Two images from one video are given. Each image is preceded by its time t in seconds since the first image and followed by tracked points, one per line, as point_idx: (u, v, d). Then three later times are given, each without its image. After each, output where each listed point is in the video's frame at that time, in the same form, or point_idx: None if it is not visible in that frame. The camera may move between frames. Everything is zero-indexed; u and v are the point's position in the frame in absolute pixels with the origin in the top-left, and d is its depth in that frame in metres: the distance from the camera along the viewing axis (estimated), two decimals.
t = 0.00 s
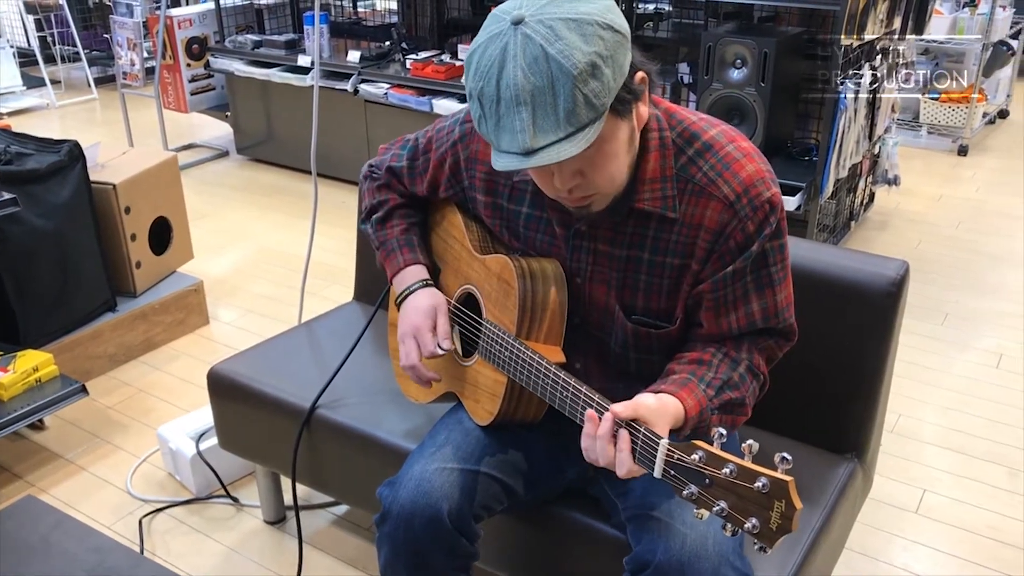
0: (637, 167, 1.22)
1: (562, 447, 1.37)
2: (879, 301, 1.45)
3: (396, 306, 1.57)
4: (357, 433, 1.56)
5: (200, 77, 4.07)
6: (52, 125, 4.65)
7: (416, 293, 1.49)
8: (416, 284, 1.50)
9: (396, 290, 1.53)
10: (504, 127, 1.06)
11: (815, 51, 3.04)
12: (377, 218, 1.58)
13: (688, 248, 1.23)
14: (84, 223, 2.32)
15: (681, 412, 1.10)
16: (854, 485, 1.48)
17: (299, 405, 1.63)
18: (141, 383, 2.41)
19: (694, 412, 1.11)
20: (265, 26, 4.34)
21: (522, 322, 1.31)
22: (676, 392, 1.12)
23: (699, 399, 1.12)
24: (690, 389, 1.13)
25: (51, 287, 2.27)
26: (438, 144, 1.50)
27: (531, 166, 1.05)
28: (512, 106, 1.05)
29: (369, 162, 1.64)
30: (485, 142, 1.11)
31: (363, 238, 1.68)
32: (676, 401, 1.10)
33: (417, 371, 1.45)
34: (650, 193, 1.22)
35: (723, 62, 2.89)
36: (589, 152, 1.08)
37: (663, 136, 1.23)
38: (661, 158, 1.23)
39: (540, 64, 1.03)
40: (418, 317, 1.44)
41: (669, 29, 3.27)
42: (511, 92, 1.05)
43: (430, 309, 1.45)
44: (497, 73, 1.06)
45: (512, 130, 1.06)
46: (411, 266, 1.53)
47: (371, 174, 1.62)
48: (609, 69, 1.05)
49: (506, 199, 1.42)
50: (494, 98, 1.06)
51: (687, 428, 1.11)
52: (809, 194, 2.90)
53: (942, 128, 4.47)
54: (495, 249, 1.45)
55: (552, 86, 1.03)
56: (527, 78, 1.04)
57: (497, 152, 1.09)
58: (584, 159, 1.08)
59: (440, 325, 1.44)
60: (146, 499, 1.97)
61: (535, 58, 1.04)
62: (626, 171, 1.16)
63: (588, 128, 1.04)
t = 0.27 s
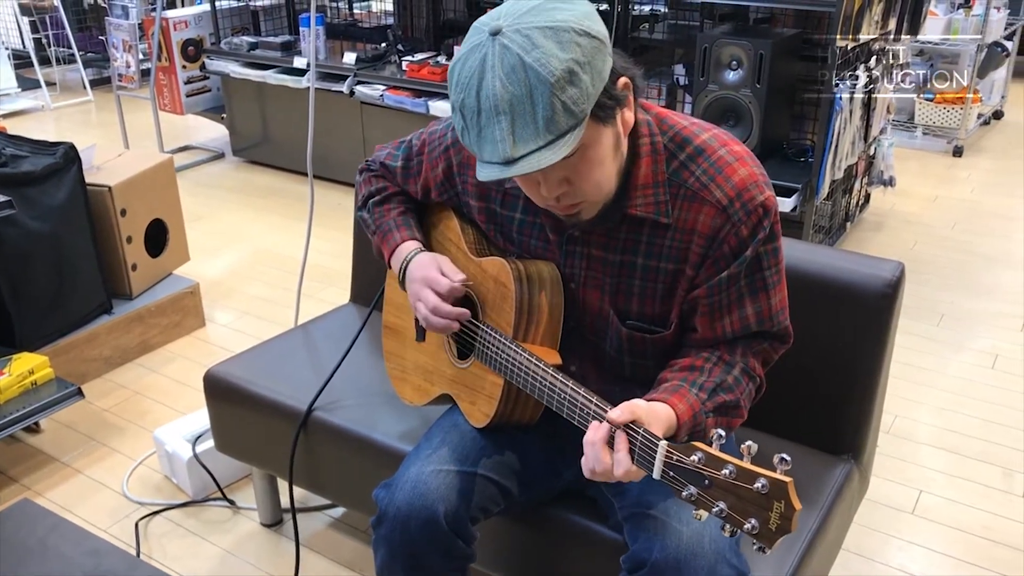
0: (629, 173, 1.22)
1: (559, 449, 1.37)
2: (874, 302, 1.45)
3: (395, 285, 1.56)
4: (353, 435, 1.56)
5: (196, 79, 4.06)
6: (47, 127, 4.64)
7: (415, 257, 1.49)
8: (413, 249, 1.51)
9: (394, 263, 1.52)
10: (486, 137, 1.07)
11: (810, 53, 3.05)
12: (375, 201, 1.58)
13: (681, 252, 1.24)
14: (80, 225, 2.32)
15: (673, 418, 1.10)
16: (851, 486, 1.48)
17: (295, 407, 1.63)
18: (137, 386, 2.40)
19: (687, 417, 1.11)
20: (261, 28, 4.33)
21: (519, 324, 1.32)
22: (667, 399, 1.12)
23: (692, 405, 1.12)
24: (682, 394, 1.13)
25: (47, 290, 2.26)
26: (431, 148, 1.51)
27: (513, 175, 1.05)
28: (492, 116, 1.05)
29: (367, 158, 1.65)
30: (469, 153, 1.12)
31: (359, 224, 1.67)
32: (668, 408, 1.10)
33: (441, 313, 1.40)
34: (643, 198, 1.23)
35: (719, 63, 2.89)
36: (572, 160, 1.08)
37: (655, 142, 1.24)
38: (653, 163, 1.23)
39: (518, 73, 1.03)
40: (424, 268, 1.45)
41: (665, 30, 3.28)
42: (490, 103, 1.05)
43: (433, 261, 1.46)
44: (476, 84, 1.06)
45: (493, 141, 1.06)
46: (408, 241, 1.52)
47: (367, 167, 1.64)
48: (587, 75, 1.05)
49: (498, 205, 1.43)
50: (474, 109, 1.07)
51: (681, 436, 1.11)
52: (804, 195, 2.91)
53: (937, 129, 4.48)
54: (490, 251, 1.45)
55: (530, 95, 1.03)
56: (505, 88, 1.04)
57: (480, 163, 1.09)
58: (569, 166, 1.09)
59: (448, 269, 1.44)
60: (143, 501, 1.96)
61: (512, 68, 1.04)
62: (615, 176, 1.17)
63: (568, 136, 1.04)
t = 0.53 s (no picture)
0: (628, 179, 1.22)
1: (557, 450, 1.37)
2: (872, 303, 1.45)
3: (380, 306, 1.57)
4: (350, 437, 1.55)
5: (192, 80, 4.06)
6: (43, 128, 4.63)
7: (398, 287, 1.49)
8: (396, 278, 1.51)
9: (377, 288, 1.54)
10: (470, 156, 1.07)
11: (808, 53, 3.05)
12: (366, 215, 1.59)
13: (680, 257, 1.24)
14: (76, 226, 2.31)
15: (671, 422, 1.09)
16: (849, 486, 1.48)
17: (293, 409, 1.63)
18: (133, 387, 2.40)
19: (684, 421, 1.11)
20: (258, 28, 4.33)
21: (517, 324, 1.31)
22: (665, 404, 1.12)
23: (690, 409, 1.12)
24: (679, 399, 1.13)
25: (42, 292, 2.26)
26: (430, 149, 1.50)
27: (497, 193, 1.05)
28: (474, 134, 1.06)
29: (365, 162, 1.65)
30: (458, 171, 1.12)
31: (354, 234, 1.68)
32: (666, 413, 1.10)
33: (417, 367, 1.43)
34: (642, 204, 1.22)
35: (716, 64, 2.89)
36: (558, 173, 1.08)
37: (653, 147, 1.24)
38: (652, 168, 1.23)
39: (498, 91, 1.04)
40: (403, 314, 1.44)
41: (662, 31, 3.28)
42: (472, 122, 1.05)
43: (413, 302, 1.45)
44: (458, 103, 1.07)
45: (477, 159, 1.06)
46: (390, 264, 1.53)
47: (365, 174, 1.64)
48: (568, 89, 1.04)
49: (496, 207, 1.43)
50: (458, 128, 1.07)
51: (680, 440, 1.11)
52: (801, 195, 2.91)
53: (933, 129, 4.49)
54: (489, 252, 1.45)
55: (510, 111, 1.03)
56: (486, 106, 1.04)
57: (467, 181, 1.09)
58: (556, 180, 1.08)
59: (428, 315, 1.44)
60: (139, 503, 1.96)
61: (492, 86, 1.04)
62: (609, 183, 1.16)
63: (550, 151, 1.04)
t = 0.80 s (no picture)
0: (623, 180, 1.22)
1: (555, 452, 1.36)
2: (869, 304, 1.45)
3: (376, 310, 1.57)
4: (347, 440, 1.55)
5: (189, 81, 4.06)
6: (39, 129, 4.62)
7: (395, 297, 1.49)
8: (393, 286, 1.50)
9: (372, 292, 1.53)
10: (463, 155, 1.07)
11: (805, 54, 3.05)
12: (363, 218, 1.59)
13: (676, 260, 1.23)
14: (72, 228, 2.31)
15: (665, 424, 1.09)
16: (846, 487, 1.48)
17: (289, 411, 1.62)
18: (130, 389, 2.39)
19: (678, 423, 1.10)
20: (254, 29, 4.32)
21: (513, 326, 1.31)
22: (659, 406, 1.12)
23: (684, 411, 1.12)
24: (672, 401, 1.13)
25: (39, 294, 2.25)
26: (425, 151, 1.50)
27: (489, 192, 1.05)
28: (467, 134, 1.05)
29: (360, 165, 1.64)
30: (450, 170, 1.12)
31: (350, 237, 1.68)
32: (660, 415, 1.10)
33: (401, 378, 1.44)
34: (637, 206, 1.22)
35: (713, 65, 2.89)
36: (551, 174, 1.07)
37: (649, 149, 1.23)
38: (647, 171, 1.23)
39: (492, 90, 1.04)
40: (400, 324, 1.44)
41: (659, 32, 3.28)
42: (465, 121, 1.05)
43: (411, 315, 1.45)
44: (452, 102, 1.06)
45: (470, 158, 1.06)
46: (389, 269, 1.53)
47: (361, 176, 1.63)
48: (562, 90, 1.04)
49: (493, 208, 1.42)
50: (451, 127, 1.07)
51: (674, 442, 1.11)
52: (799, 196, 2.91)
53: (930, 130, 4.50)
54: (485, 253, 1.45)
55: (504, 111, 1.03)
56: (479, 106, 1.04)
57: (459, 181, 1.09)
58: (548, 180, 1.08)
59: (422, 332, 1.45)
60: (136, 505, 1.95)
61: (486, 85, 1.04)
62: (603, 185, 1.16)
63: (543, 152, 1.03)
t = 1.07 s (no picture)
0: (620, 178, 1.22)
1: (553, 452, 1.36)
2: (867, 303, 1.45)
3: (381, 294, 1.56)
4: (345, 440, 1.55)
5: (186, 81, 4.05)
6: (36, 130, 4.62)
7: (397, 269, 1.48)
8: (396, 259, 1.50)
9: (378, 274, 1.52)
10: (472, 145, 1.06)
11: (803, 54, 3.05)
12: (363, 207, 1.58)
13: (672, 257, 1.23)
14: (69, 228, 2.30)
15: (661, 423, 1.09)
16: (845, 486, 1.48)
17: (287, 411, 1.62)
18: (127, 390, 2.39)
19: (673, 422, 1.10)
20: (252, 29, 4.32)
21: (511, 326, 1.32)
22: (654, 404, 1.12)
23: (679, 410, 1.12)
24: (668, 400, 1.13)
25: (36, 294, 2.25)
26: (422, 150, 1.50)
27: (497, 184, 1.05)
28: (477, 124, 1.05)
29: (356, 162, 1.64)
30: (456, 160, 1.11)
31: (348, 230, 1.66)
32: (655, 413, 1.10)
33: (429, 326, 1.40)
34: (634, 204, 1.22)
35: (710, 64, 2.89)
36: (558, 168, 1.07)
37: (645, 147, 1.23)
38: (644, 168, 1.23)
39: (503, 81, 1.03)
40: (410, 279, 1.45)
41: (657, 32, 3.28)
42: (476, 111, 1.05)
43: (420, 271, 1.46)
44: (462, 92, 1.06)
45: (479, 149, 1.06)
46: (393, 248, 1.52)
47: (358, 171, 1.62)
48: (573, 83, 1.04)
49: (490, 207, 1.42)
50: (460, 116, 1.06)
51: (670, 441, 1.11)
52: (797, 196, 2.91)
53: (928, 130, 4.50)
54: (482, 253, 1.45)
55: (515, 103, 1.03)
56: (490, 96, 1.04)
57: (466, 172, 1.09)
58: (555, 174, 1.08)
59: (435, 279, 1.44)
60: (134, 506, 1.95)
61: (497, 76, 1.04)
62: (602, 183, 1.15)
63: (554, 145, 1.03)
